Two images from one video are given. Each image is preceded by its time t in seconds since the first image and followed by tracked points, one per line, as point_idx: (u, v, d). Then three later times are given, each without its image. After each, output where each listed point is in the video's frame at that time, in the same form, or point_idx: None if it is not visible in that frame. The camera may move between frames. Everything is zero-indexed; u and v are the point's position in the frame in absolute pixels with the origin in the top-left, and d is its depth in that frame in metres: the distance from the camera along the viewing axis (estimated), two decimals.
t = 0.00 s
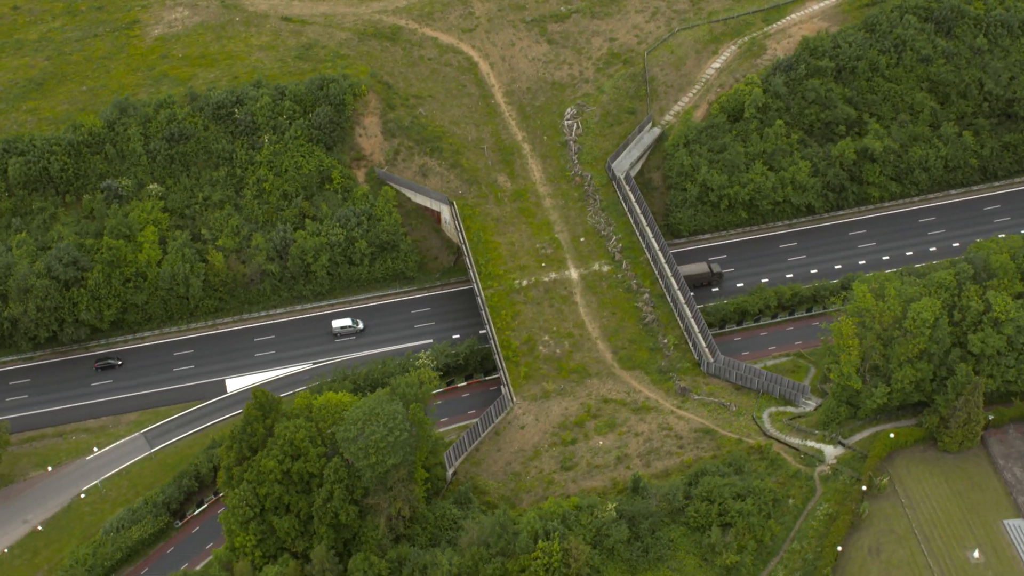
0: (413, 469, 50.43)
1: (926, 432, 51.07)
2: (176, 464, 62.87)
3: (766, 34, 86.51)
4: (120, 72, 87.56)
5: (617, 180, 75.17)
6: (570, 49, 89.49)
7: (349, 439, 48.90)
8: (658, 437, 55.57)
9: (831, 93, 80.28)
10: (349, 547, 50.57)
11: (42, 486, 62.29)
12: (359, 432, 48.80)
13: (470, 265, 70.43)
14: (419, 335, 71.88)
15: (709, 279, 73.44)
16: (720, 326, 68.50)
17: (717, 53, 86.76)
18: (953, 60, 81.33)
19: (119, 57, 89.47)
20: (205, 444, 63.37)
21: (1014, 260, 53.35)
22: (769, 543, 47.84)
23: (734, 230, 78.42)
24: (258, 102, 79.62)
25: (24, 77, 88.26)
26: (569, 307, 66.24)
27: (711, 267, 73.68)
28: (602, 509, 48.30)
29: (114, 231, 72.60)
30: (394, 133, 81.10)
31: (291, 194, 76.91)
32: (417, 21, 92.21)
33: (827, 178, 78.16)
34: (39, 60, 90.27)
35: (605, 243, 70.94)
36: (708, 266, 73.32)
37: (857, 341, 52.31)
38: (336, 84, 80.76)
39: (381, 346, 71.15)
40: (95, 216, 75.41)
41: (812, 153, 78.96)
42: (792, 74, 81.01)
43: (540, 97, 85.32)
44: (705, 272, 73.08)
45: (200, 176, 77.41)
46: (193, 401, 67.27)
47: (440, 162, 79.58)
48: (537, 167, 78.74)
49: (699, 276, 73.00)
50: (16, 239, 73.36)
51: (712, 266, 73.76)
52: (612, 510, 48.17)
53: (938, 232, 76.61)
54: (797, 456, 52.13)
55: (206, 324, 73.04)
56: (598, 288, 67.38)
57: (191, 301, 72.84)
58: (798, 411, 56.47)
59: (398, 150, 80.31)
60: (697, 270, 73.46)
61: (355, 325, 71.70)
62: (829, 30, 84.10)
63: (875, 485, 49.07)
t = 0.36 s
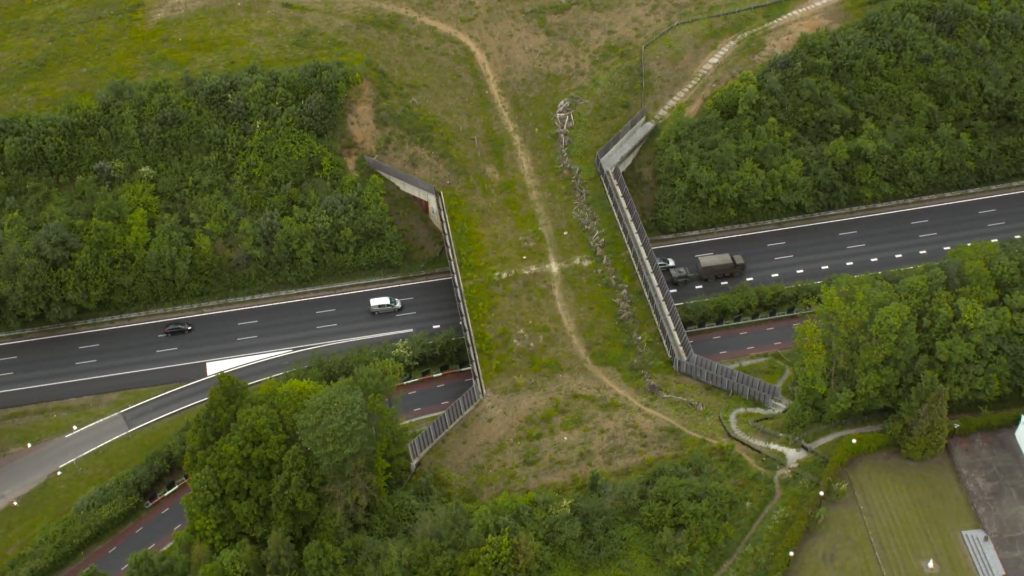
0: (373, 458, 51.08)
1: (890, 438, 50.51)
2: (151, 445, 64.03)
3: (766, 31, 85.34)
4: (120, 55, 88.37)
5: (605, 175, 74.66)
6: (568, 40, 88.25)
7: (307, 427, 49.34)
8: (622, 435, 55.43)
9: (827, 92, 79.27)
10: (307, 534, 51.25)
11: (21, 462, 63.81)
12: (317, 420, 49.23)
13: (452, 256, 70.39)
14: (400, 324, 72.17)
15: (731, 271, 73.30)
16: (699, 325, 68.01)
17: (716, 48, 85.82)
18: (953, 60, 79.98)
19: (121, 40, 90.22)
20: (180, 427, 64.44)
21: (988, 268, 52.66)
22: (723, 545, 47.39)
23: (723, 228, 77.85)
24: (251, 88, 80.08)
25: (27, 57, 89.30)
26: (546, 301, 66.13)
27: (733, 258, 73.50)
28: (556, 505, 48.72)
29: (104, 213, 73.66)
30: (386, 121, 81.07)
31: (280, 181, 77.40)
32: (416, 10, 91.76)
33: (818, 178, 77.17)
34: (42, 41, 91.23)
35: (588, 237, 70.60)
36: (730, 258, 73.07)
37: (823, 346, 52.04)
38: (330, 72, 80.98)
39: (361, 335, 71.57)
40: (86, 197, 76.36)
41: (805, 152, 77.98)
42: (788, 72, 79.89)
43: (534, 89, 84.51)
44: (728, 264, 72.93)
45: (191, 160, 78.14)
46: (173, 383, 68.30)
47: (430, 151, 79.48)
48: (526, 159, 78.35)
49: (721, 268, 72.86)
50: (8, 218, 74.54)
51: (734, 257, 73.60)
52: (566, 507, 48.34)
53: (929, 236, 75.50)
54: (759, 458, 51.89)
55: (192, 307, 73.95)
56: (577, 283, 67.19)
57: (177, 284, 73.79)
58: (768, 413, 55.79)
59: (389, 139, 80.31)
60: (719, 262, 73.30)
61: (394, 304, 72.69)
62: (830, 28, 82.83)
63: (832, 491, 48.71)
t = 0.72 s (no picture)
0: (328, 448, 51.65)
1: (848, 445, 50.07)
2: (124, 427, 64.87)
3: (761, 28, 83.60)
4: (115, 40, 88.87)
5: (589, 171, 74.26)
6: (561, 34, 87.07)
7: (263, 416, 49.69)
8: (582, 433, 55.32)
9: (818, 91, 78.31)
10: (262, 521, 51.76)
11: None
12: (272, 410, 49.52)
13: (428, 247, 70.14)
14: (377, 314, 72.42)
15: (749, 265, 72.45)
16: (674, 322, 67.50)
17: (709, 45, 83.94)
18: (948, 62, 78.82)
19: (117, 24, 90.67)
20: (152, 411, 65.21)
21: (956, 275, 52.04)
22: (671, 547, 47.19)
23: (706, 226, 77.19)
24: (240, 75, 80.39)
25: (24, 39, 90.00)
26: (520, 296, 66.07)
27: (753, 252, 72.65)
28: (506, 502, 48.93)
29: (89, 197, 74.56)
30: (373, 111, 80.94)
31: (265, 168, 77.71)
32: None
33: (804, 178, 76.40)
34: (40, 24, 91.85)
35: (566, 232, 70.30)
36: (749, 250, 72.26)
37: (782, 350, 51.84)
38: (318, 61, 80.97)
39: (339, 324, 71.90)
40: (72, 180, 77.10)
41: (792, 152, 77.18)
42: (780, 70, 78.85)
43: (523, 82, 83.83)
44: (747, 258, 72.06)
45: (178, 146, 78.70)
46: (149, 367, 69.10)
47: (415, 142, 79.35)
48: (511, 152, 78.19)
49: (740, 261, 72.02)
50: None
51: (754, 251, 72.75)
52: (517, 504, 48.52)
53: (914, 239, 74.53)
54: (716, 461, 51.64)
55: (173, 292, 74.62)
56: (551, 279, 66.98)
57: (159, 269, 74.54)
58: (731, 415, 55.69)
59: (376, 129, 80.16)
60: (738, 255, 72.48)
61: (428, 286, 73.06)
62: (825, 26, 81.46)
63: (785, 496, 48.33)
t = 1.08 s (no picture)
0: (281, 441, 51.89)
1: (799, 452, 49.65)
2: (93, 412, 65.52)
3: (750, 27, 82.32)
4: (106, 26, 89.20)
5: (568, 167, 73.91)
6: (549, 28, 86.18)
7: (215, 406, 49.95)
8: (538, 432, 55.23)
9: (803, 92, 77.40)
10: (215, 510, 52.20)
11: None
12: (224, 400, 49.77)
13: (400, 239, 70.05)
14: (350, 306, 72.53)
15: (765, 262, 71.73)
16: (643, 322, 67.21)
17: (697, 42, 82.65)
18: (937, 65, 77.67)
19: (109, 11, 90.96)
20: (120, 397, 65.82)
21: (918, 283, 51.39)
22: (615, 550, 47.08)
23: (685, 226, 76.65)
24: (224, 64, 80.52)
25: (17, 24, 90.55)
26: (489, 291, 65.96)
27: (769, 249, 71.95)
28: (454, 499, 48.80)
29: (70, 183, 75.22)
30: (356, 102, 80.74)
31: (246, 157, 77.89)
32: None
33: (785, 180, 75.67)
34: (34, 8, 92.33)
35: (540, 228, 70.08)
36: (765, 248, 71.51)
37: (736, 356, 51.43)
38: (303, 52, 80.86)
39: (312, 314, 72.08)
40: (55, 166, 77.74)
41: (774, 153, 76.42)
42: (766, 70, 77.86)
43: (509, 77, 83.20)
44: (763, 255, 71.34)
45: (161, 134, 79.12)
46: (122, 352, 69.69)
47: (396, 135, 79.04)
48: (491, 146, 77.65)
49: (756, 258, 71.33)
50: None
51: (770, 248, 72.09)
52: (463, 501, 48.63)
53: (894, 243, 73.70)
54: (668, 464, 51.49)
55: (151, 279, 75.17)
56: (522, 275, 66.80)
57: (137, 255, 75.08)
58: (688, 417, 55.61)
59: (358, 120, 80.01)
60: (754, 252, 71.82)
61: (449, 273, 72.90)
62: (815, 27, 80.30)
63: (732, 502, 48.04)
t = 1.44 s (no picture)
0: (232, 434, 52.14)
1: (748, 460, 49.22)
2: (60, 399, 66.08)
3: (736, 27, 81.31)
4: (93, 14, 89.40)
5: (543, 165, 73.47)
6: (534, 24, 85.29)
7: (166, 399, 50.14)
8: (492, 432, 55.30)
9: (785, 95, 76.46)
10: (167, 500, 52.63)
11: None
12: (174, 393, 49.94)
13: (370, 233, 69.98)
14: (321, 300, 72.66)
15: (778, 262, 71.27)
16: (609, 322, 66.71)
17: (683, 42, 81.76)
18: (922, 70, 76.59)
19: None
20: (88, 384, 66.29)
21: (875, 293, 50.85)
22: (557, 553, 47.19)
23: (661, 227, 76.08)
24: (206, 55, 80.61)
25: (6, 10, 90.90)
26: (456, 289, 65.82)
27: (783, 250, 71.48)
28: (399, 498, 49.12)
29: (49, 170, 75.72)
30: (336, 96, 80.56)
31: (224, 149, 78.00)
32: None
33: (762, 183, 75.04)
34: None
35: (511, 227, 69.86)
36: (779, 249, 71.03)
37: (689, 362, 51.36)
38: (284, 44, 80.74)
39: (283, 307, 72.26)
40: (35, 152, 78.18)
41: (753, 156, 75.73)
42: (748, 72, 76.86)
43: (491, 73, 82.47)
44: (775, 255, 70.85)
45: (141, 123, 79.40)
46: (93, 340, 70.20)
47: (375, 129, 78.75)
48: (469, 143, 77.28)
49: (768, 258, 70.89)
50: None
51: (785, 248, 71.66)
52: (408, 500, 48.84)
53: (871, 250, 73.04)
54: (618, 468, 51.39)
55: (126, 267, 75.56)
56: (490, 274, 66.64)
57: (114, 244, 75.51)
58: (643, 422, 55.22)
59: (338, 114, 79.87)
60: (768, 253, 71.42)
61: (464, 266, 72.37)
62: (800, 29, 79.31)
63: (676, 508, 47.84)
